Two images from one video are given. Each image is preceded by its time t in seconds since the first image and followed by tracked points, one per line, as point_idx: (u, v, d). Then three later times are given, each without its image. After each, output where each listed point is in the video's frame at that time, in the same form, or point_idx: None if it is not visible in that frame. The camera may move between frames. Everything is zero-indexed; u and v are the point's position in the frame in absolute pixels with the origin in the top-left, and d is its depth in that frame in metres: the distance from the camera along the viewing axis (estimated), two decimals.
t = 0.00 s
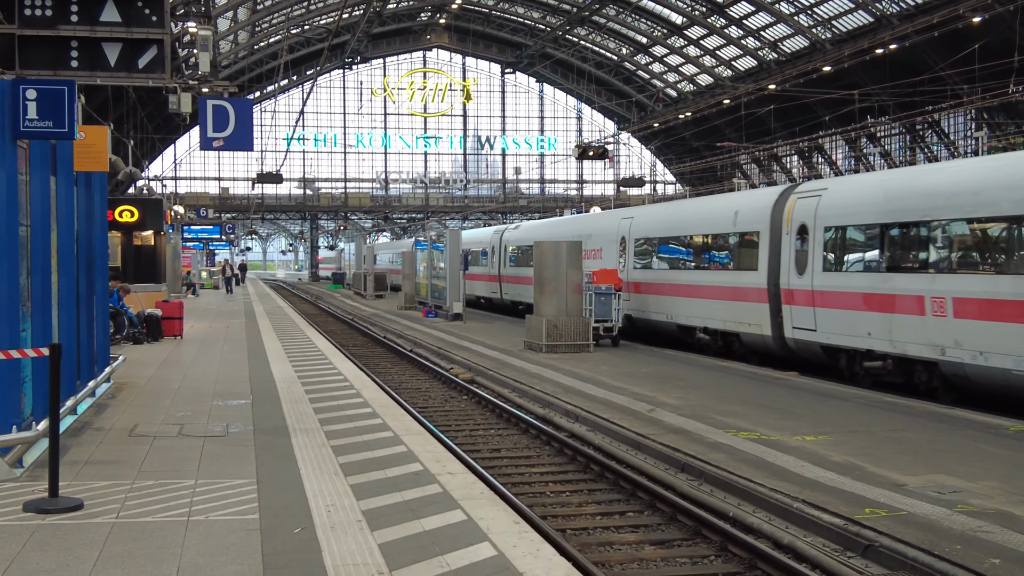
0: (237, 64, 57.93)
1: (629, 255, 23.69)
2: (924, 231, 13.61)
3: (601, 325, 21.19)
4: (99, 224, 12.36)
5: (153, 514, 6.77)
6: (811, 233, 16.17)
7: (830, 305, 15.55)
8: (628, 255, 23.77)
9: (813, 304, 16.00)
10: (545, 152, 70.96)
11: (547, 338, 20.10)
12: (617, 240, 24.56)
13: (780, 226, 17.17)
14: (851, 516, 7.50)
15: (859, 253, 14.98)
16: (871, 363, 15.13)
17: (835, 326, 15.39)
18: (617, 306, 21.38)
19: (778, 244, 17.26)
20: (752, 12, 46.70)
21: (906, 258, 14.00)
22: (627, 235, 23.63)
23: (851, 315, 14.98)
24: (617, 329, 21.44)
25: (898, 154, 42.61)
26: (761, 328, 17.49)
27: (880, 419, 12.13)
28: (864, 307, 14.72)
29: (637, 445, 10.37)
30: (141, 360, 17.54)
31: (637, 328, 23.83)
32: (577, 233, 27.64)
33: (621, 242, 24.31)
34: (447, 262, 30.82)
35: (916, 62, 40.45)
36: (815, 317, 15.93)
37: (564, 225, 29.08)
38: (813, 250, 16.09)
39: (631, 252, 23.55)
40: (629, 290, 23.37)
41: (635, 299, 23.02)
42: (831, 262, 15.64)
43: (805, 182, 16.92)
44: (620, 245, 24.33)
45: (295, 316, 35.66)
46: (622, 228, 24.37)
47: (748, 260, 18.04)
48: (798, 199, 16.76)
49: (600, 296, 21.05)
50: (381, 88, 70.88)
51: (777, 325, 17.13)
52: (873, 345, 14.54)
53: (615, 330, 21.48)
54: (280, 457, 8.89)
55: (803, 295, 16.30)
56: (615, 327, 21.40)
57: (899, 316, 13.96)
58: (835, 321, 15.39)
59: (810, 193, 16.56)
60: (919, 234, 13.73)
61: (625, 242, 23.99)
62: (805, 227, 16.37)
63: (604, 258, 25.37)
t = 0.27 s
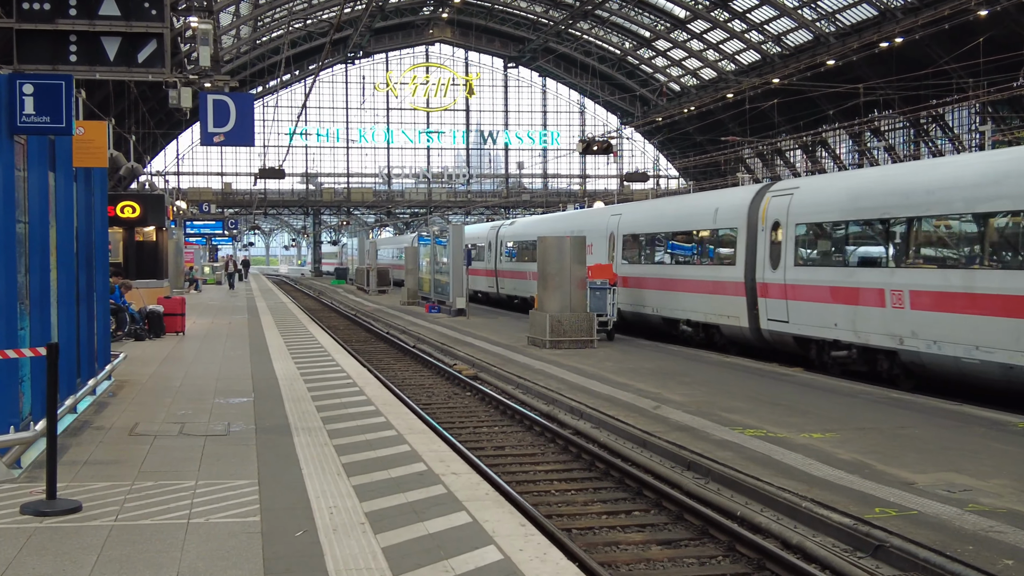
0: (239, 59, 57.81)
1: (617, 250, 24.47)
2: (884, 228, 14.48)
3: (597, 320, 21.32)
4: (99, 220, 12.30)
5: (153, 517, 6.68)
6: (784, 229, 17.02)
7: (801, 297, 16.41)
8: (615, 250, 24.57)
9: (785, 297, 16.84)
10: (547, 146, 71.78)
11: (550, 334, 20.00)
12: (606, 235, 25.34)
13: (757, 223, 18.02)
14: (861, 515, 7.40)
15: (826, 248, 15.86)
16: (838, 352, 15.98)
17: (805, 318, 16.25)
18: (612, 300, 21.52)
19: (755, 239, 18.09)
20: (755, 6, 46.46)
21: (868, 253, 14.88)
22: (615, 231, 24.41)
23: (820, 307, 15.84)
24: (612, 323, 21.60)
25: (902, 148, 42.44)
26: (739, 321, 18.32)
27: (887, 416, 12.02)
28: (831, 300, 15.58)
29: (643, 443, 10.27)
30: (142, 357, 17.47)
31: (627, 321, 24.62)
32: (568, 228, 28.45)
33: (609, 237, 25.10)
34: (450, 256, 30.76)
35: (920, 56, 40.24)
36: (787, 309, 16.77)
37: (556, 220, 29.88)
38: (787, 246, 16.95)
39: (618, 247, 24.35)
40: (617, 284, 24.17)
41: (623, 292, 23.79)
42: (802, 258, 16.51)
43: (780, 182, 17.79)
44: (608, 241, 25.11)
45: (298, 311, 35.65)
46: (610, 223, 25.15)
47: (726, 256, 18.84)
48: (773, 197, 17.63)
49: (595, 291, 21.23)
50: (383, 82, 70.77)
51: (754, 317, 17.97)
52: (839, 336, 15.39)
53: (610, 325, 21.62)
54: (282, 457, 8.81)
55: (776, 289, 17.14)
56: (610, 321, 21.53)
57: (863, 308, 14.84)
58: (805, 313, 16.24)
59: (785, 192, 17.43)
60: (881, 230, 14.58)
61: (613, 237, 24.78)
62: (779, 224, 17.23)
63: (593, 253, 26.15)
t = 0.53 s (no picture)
0: (243, 59, 57.77)
1: (607, 252, 25.35)
2: (852, 230, 15.34)
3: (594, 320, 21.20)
4: (104, 220, 12.27)
5: (159, 522, 6.60)
6: (762, 231, 17.85)
7: (777, 295, 17.20)
8: (606, 252, 25.44)
9: (762, 295, 17.65)
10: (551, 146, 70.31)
11: (556, 334, 19.91)
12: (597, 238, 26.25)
13: (738, 225, 18.80)
14: (875, 520, 7.30)
15: (799, 249, 16.71)
16: (811, 348, 16.81)
17: (781, 315, 17.05)
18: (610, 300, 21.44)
19: (736, 240, 18.88)
20: (760, 6, 46.32)
21: (836, 254, 15.75)
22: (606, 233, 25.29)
23: (795, 305, 16.63)
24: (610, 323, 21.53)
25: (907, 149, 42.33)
26: (721, 319, 19.12)
27: (897, 418, 11.90)
28: (803, 298, 16.40)
29: (651, 445, 10.17)
30: (146, 358, 17.39)
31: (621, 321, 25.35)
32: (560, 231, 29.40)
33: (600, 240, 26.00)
34: (455, 256, 30.67)
35: (926, 56, 40.12)
36: (764, 307, 17.57)
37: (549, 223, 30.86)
38: (764, 246, 17.76)
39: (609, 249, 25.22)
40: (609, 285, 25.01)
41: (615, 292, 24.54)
42: (777, 258, 17.34)
43: (760, 185, 18.60)
44: (600, 243, 25.99)
45: (303, 312, 35.62)
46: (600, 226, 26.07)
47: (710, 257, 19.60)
48: (752, 201, 18.46)
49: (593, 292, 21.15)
50: (387, 82, 70.80)
51: (735, 315, 18.77)
52: (811, 332, 16.19)
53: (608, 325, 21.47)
54: (290, 460, 8.74)
55: (754, 288, 17.95)
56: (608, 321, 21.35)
57: (833, 306, 15.65)
58: (781, 310, 17.04)
59: (763, 195, 18.24)
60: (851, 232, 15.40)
61: (604, 240, 25.69)
62: (757, 226, 18.03)
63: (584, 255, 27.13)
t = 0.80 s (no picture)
0: (248, 61, 57.81)
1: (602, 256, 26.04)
2: (826, 235, 16.05)
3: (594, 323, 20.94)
4: (112, 225, 12.23)
5: (171, 532, 6.52)
6: (743, 236, 18.48)
7: (757, 298, 17.88)
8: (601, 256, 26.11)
9: (744, 298, 18.29)
10: (556, 149, 71.95)
11: (563, 338, 19.78)
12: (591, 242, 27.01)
13: (721, 231, 19.44)
14: (893, 529, 7.18)
15: (777, 253, 17.39)
16: (789, 347, 17.53)
17: (760, 317, 17.73)
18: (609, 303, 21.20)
19: (720, 245, 19.49)
20: (766, 9, 46.25)
21: (811, 259, 16.42)
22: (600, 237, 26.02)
23: (772, 307, 17.32)
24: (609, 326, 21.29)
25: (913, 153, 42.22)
26: (707, 319, 19.81)
27: (910, 424, 11.79)
28: (781, 300, 17.06)
29: (663, 452, 10.07)
30: (152, 362, 17.32)
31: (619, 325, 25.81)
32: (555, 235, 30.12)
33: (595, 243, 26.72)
34: (461, 259, 30.55)
35: (933, 61, 40.00)
36: (745, 309, 18.25)
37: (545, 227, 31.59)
38: (745, 252, 18.44)
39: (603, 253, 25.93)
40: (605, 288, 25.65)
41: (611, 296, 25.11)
42: (758, 262, 17.99)
43: (741, 193, 19.27)
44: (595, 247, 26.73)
45: (308, 315, 35.58)
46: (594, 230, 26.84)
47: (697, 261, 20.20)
48: (735, 208, 19.08)
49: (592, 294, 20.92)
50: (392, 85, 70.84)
51: (719, 316, 19.42)
52: (788, 333, 16.89)
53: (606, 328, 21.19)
54: (300, 467, 8.65)
55: (736, 290, 18.59)
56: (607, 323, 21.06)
57: (808, 308, 16.36)
58: (760, 312, 17.72)
59: (744, 202, 18.91)
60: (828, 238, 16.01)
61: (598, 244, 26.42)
62: (738, 232, 18.70)
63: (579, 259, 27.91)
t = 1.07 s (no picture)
0: (253, 72, 57.96)
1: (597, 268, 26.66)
2: (801, 248, 16.80)
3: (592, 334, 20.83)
4: (119, 237, 12.23)
5: (178, 549, 6.44)
6: (726, 249, 19.21)
7: (738, 308, 18.60)
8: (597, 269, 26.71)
9: (726, 307, 18.98)
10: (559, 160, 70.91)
11: (569, 350, 19.68)
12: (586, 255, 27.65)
13: (706, 244, 20.14)
14: (908, 546, 7.08)
15: (756, 264, 18.12)
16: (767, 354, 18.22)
17: (741, 326, 18.46)
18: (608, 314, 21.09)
19: (705, 257, 20.16)
20: (771, 20, 46.29)
21: (788, 270, 17.16)
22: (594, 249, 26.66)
23: (752, 316, 18.05)
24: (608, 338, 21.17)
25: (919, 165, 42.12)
26: (693, 329, 20.42)
27: (920, 437, 11.68)
28: (760, 310, 17.79)
29: (671, 465, 9.98)
30: (158, 374, 17.26)
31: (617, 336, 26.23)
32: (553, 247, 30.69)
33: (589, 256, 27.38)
34: (466, 270, 30.50)
35: (939, 72, 39.99)
36: (727, 318, 18.97)
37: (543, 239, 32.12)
38: (727, 263, 19.15)
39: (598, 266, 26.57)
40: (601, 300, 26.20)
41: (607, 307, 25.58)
42: (739, 274, 18.71)
43: (724, 207, 20.00)
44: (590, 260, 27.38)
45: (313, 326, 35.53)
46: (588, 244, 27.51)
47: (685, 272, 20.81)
48: (718, 221, 19.81)
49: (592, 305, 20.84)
50: (397, 96, 70.98)
51: (704, 324, 20.07)
52: (767, 341, 17.62)
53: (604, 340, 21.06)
54: (307, 482, 8.58)
55: (719, 300, 19.28)
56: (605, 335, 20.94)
57: (784, 317, 17.11)
58: (741, 321, 18.45)
59: (727, 216, 19.64)
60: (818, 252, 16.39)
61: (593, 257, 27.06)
62: (721, 244, 19.42)
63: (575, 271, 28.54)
